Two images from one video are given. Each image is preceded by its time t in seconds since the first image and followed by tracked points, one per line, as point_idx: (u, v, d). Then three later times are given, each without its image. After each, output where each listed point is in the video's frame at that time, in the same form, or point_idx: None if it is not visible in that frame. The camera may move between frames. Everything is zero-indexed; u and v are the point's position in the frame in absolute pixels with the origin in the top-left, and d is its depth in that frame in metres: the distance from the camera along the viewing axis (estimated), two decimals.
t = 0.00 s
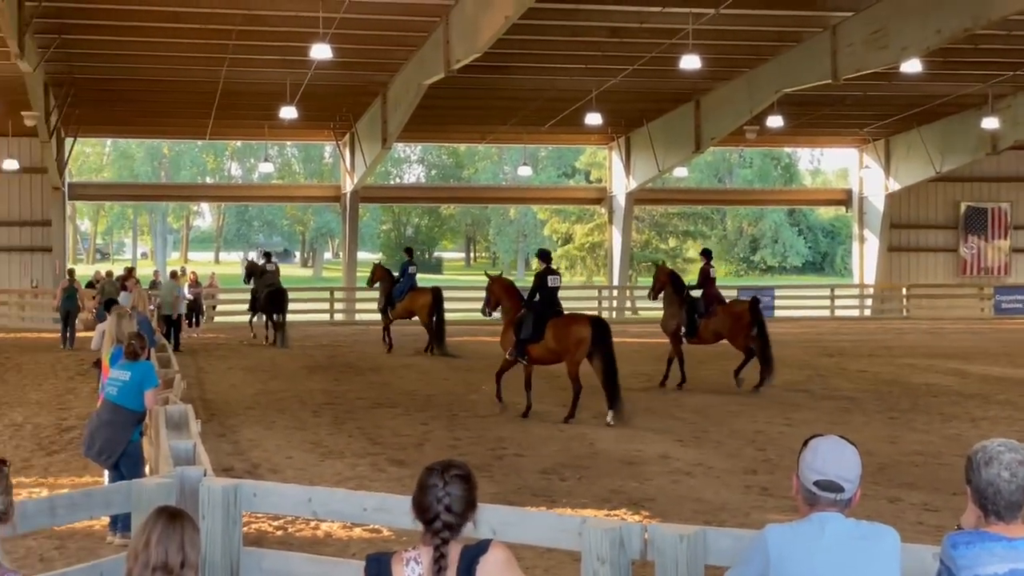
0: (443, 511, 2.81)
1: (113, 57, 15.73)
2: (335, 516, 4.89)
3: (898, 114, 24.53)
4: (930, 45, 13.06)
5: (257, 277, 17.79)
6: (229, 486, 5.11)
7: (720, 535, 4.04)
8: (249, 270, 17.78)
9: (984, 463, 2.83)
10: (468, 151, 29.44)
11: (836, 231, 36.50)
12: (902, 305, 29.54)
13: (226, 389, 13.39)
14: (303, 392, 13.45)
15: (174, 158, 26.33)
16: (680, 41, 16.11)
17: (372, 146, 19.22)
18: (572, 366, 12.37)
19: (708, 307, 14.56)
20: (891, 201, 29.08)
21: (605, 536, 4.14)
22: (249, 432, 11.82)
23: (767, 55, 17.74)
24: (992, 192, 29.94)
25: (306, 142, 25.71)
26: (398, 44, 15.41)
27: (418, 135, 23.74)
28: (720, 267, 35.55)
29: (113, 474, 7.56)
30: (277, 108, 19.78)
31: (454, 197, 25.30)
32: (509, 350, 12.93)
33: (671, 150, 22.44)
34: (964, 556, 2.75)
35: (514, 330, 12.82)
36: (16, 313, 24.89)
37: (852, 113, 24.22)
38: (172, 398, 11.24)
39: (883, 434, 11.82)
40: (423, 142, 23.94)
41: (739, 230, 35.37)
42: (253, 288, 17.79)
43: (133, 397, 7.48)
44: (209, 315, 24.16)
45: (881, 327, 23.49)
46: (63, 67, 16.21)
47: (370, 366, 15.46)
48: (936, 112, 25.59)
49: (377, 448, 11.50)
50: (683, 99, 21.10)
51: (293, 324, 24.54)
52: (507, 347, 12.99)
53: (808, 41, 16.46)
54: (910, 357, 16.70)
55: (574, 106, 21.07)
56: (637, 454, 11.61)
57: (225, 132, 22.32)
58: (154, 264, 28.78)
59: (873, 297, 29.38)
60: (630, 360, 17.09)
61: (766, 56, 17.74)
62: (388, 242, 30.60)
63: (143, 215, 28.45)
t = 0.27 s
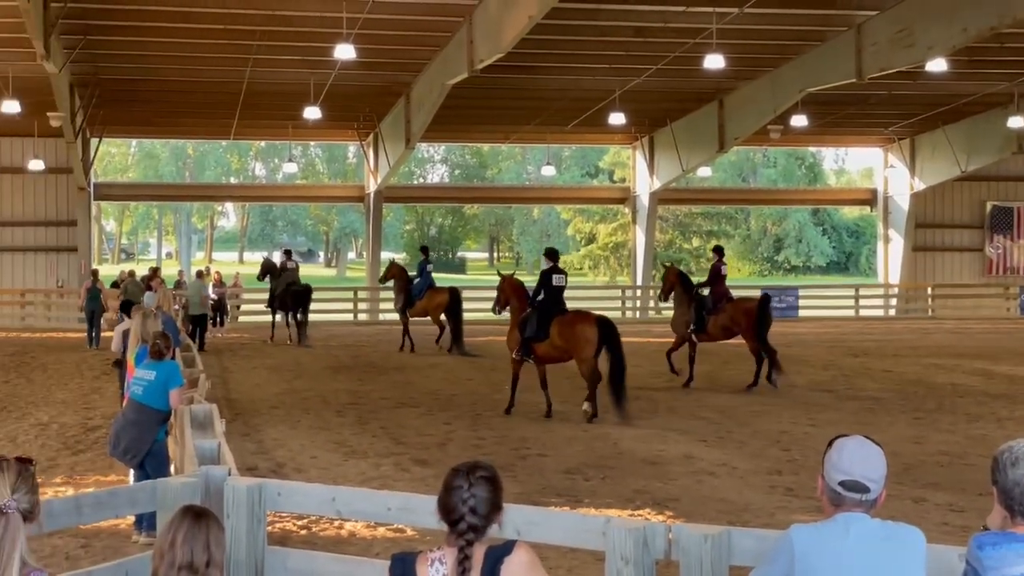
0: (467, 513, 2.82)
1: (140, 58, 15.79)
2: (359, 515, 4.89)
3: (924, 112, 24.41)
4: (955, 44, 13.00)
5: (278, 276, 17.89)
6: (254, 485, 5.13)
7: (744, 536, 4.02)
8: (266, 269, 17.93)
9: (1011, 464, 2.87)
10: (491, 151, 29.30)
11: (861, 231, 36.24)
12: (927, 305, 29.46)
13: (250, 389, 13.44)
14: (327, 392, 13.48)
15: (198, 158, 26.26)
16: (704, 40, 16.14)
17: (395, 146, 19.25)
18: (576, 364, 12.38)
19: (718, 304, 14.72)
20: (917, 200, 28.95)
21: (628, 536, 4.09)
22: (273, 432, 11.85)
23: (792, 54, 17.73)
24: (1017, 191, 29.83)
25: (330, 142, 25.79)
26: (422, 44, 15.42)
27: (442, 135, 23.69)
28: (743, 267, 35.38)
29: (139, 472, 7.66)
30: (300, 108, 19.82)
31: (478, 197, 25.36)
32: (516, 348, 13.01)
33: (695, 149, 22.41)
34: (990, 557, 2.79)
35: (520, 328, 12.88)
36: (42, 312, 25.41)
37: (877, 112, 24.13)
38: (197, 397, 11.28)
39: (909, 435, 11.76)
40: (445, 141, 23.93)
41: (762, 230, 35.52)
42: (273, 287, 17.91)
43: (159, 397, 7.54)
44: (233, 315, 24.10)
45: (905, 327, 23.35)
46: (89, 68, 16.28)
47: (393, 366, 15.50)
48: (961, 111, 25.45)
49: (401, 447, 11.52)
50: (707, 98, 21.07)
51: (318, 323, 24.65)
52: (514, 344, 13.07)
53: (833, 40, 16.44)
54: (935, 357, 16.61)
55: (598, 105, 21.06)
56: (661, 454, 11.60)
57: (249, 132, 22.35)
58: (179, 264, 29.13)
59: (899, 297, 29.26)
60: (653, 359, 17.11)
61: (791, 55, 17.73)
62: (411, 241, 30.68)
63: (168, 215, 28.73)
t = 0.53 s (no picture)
0: (492, 520, 2.89)
1: (167, 64, 15.92)
2: (381, 521, 4.81)
3: (948, 117, 24.30)
4: (979, 48, 12.96)
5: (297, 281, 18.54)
6: (277, 491, 5.09)
7: (768, 543, 3.95)
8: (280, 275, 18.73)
9: None
10: (514, 157, 28.85)
11: (883, 235, 36.55)
12: (952, 310, 29.18)
13: (272, 394, 13.46)
14: (349, 397, 13.50)
15: (221, 164, 26.61)
16: (726, 45, 16.14)
17: (418, 151, 19.29)
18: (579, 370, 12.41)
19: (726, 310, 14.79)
20: (941, 205, 28.87)
21: (651, 543, 4.00)
22: (295, 437, 11.86)
23: (815, 60, 17.72)
24: None
25: (351, 148, 25.86)
26: (447, 49, 15.47)
27: (463, 139, 23.61)
28: (765, 273, 35.79)
29: (162, 477, 7.65)
30: (322, 114, 19.85)
31: (500, 202, 25.37)
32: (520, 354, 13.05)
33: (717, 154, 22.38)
34: (1015, 565, 2.78)
35: (524, 334, 12.93)
36: (66, 319, 25.54)
37: (900, 117, 24.04)
38: (220, 403, 11.29)
39: (934, 442, 11.69)
40: (468, 147, 23.95)
41: (785, 235, 36.02)
42: (293, 292, 18.58)
43: (183, 402, 7.54)
44: (255, 321, 24.06)
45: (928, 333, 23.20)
46: (113, 75, 16.37)
47: (415, 371, 15.51)
48: (985, 116, 25.32)
49: (423, 453, 11.51)
50: (728, 103, 21.07)
51: (343, 329, 24.73)
52: (519, 350, 13.10)
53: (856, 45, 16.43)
54: (959, 363, 16.53)
55: (620, 110, 21.08)
56: (683, 460, 11.56)
57: (271, 137, 22.36)
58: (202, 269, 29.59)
59: (922, 302, 28.99)
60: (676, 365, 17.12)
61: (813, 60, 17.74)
62: (433, 247, 30.97)
63: (190, 220, 29.04)
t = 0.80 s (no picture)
0: (514, 526, 2.82)
1: (194, 70, 16.08)
2: (403, 526, 4.87)
3: (969, 121, 24.26)
4: (1002, 52, 12.91)
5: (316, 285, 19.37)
6: (299, 496, 5.15)
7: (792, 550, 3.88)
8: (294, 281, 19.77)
9: None
10: (534, 162, 30.74)
11: (906, 240, 36.67)
12: (975, 315, 28.97)
13: (294, 399, 13.51)
14: (371, 402, 13.54)
15: (243, 169, 28.22)
16: (748, 50, 16.11)
17: (439, 156, 19.40)
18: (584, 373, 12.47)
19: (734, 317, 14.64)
20: (963, 209, 28.81)
21: (673, 548, 3.97)
22: (317, 442, 11.88)
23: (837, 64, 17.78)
24: None
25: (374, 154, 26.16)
26: (471, 54, 15.56)
27: (485, 144, 23.63)
28: (787, 277, 36.53)
29: (185, 482, 7.54)
30: (344, 119, 19.97)
31: (519, 206, 25.17)
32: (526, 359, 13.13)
33: (738, 159, 22.44)
34: None
35: (530, 338, 13.00)
36: (90, 323, 25.49)
37: (922, 122, 24.01)
38: (243, 407, 11.32)
39: (958, 448, 11.61)
40: (488, 153, 24.11)
41: (807, 240, 36.39)
42: (313, 294, 19.38)
43: (204, 407, 7.41)
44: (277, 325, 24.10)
45: (949, 338, 23.09)
46: (136, 80, 16.49)
47: (437, 376, 15.55)
48: (1008, 121, 25.27)
49: (445, 458, 11.50)
50: (750, 108, 21.10)
51: (365, 334, 24.87)
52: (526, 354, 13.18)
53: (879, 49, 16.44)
54: (983, 368, 16.42)
55: (641, 116, 21.19)
56: (705, 465, 11.52)
57: (292, 142, 22.46)
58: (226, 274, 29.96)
59: (945, 307, 28.77)
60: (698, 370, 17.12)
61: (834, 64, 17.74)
62: (455, 251, 32.03)
63: (213, 226, 29.42)
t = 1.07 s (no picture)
0: (538, 529, 2.80)
1: (221, 74, 16.27)
2: (427, 530, 4.84)
3: (995, 125, 24.13)
4: None
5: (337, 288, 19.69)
6: (324, 499, 5.12)
7: (816, 554, 3.81)
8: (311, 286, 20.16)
9: None
10: (557, 167, 31.00)
11: (931, 245, 37.01)
12: (1000, 319, 28.76)
13: (318, 402, 13.56)
14: (394, 406, 13.58)
15: (266, 173, 28.36)
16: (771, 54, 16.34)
17: (463, 160, 19.54)
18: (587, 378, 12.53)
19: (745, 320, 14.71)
20: (989, 212, 28.59)
21: (698, 553, 3.90)
22: (341, 445, 11.90)
23: (860, 67, 17.83)
24: None
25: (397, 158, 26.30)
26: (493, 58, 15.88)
27: (508, 149, 23.66)
28: (811, 281, 36.17)
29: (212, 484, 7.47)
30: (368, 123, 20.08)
31: (544, 211, 25.24)
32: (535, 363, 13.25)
33: (761, 163, 22.43)
34: None
35: (538, 342, 13.12)
36: (114, 326, 25.81)
37: (946, 125, 23.88)
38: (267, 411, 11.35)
39: (984, 453, 11.52)
40: (511, 157, 24.11)
41: (831, 244, 36.29)
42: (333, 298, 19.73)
43: (230, 410, 7.34)
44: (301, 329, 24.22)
45: (973, 342, 22.90)
46: (159, 84, 16.75)
47: (460, 380, 15.59)
48: None
49: (468, 461, 11.49)
50: (774, 111, 21.13)
51: (390, 338, 24.88)
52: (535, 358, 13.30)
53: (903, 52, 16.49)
54: (1009, 373, 16.31)
55: (665, 120, 21.24)
56: (729, 469, 11.46)
57: (317, 147, 22.50)
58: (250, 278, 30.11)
59: (970, 311, 28.61)
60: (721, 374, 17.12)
61: (857, 67, 17.80)
62: (478, 257, 31.37)
63: (237, 230, 29.63)
